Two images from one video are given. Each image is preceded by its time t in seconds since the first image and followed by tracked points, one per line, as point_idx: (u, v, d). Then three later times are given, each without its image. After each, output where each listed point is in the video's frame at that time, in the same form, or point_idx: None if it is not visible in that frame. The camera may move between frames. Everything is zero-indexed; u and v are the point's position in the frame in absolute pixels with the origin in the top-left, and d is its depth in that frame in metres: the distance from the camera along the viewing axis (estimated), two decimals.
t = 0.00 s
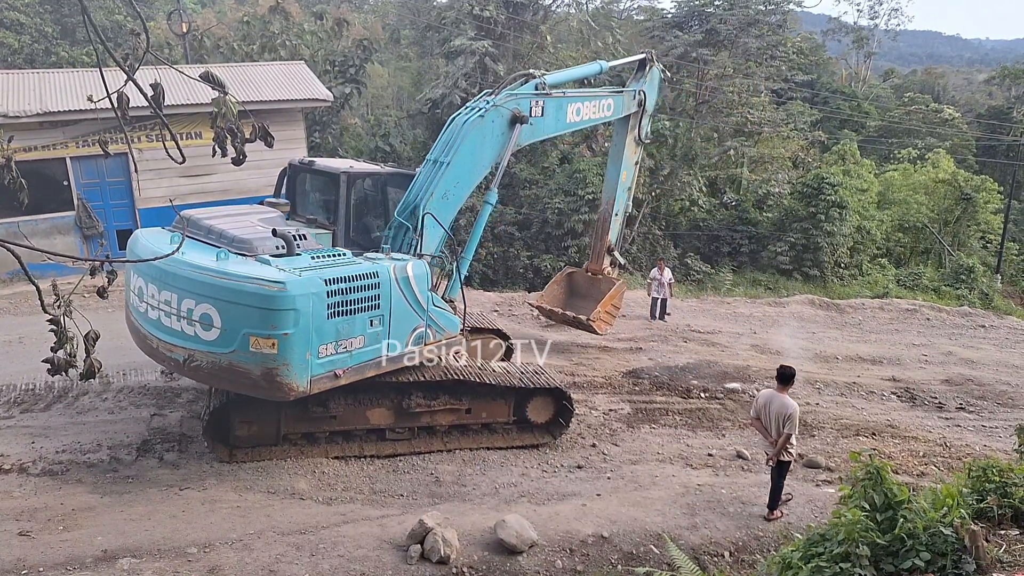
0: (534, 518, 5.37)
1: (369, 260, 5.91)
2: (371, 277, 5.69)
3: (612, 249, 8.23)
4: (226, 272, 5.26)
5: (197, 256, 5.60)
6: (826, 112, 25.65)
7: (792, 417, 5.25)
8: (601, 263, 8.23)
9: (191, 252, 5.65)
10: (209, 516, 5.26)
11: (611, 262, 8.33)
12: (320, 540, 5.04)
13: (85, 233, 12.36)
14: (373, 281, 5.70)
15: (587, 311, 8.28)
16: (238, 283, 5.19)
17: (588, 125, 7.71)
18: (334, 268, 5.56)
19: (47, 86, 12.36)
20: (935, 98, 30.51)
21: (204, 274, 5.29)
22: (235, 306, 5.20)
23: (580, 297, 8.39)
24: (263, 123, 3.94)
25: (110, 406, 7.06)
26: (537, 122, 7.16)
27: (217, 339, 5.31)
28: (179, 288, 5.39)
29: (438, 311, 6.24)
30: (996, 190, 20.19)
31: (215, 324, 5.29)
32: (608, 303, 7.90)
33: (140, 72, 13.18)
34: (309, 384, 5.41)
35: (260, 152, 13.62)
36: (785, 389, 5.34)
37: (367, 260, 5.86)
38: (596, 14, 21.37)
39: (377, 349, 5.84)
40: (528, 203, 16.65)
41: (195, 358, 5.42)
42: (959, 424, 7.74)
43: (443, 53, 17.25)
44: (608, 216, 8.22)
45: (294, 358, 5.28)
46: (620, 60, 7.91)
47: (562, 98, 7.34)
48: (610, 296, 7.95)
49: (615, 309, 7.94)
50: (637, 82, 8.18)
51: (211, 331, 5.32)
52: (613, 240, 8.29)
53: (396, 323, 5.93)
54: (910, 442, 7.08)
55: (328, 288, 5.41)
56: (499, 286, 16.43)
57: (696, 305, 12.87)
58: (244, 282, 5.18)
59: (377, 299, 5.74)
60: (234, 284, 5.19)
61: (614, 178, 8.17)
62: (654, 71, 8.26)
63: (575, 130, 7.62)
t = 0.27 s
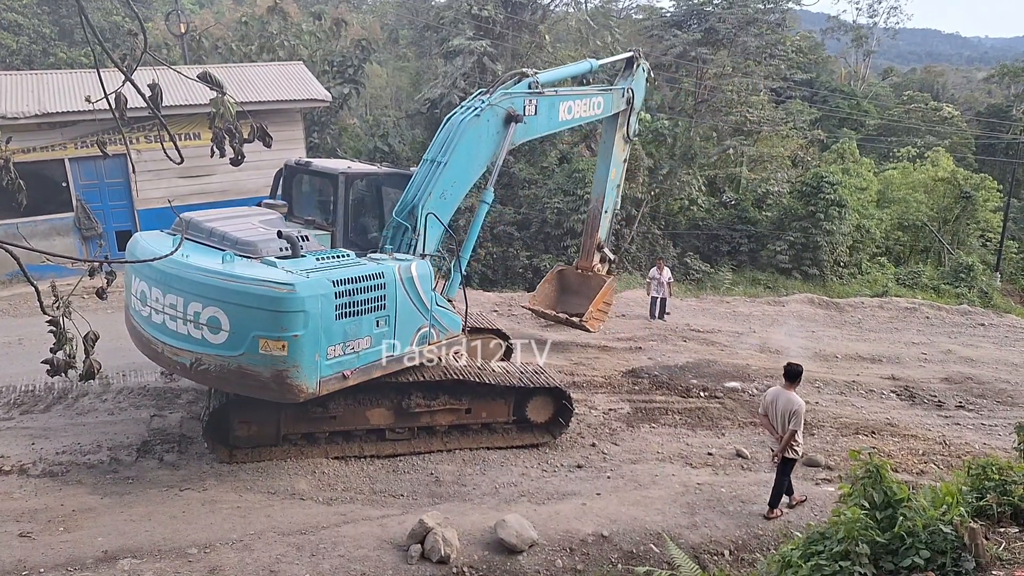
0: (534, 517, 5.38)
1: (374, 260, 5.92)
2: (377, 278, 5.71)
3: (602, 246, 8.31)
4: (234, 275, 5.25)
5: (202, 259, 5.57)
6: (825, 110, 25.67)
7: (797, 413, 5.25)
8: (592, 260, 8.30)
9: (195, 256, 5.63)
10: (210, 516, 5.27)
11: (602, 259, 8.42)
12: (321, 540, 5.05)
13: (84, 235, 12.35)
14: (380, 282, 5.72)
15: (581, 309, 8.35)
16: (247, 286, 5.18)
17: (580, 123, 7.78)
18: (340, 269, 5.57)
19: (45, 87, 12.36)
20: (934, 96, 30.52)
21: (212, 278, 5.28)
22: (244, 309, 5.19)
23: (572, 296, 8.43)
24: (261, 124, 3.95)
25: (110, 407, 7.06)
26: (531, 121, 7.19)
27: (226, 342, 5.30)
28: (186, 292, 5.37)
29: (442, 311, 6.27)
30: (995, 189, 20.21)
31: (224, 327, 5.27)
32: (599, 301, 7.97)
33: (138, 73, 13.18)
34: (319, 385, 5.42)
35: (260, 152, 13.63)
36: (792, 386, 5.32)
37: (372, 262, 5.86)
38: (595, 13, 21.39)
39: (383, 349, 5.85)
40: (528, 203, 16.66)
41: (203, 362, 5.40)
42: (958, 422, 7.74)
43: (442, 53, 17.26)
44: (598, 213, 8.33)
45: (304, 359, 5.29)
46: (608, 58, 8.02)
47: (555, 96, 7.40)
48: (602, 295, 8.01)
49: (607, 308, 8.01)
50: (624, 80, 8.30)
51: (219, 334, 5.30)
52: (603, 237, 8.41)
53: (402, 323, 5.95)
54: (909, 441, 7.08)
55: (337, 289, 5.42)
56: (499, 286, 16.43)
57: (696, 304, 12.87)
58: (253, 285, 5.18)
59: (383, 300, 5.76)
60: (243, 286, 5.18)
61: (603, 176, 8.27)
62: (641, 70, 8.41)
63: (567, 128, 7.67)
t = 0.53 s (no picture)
0: (533, 517, 5.38)
1: (379, 261, 5.92)
2: (384, 278, 5.71)
3: (594, 243, 8.93)
4: (244, 276, 5.22)
5: (208, 261, 5.54)
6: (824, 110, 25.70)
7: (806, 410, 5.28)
8: (584, 259, 8.99)
9: (200, 258, 5.60)
10: (210, 516, 5.27)
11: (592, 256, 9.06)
12: (321, 539, 5.05)
13: (83, 235, 12.34)
14: (387, 282, 5.72)
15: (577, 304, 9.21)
16: (258, 287, 5.16)
17: (573, 122, 7.98)
18: (348, 269, 5.57)
19: (44, 86, 12.36)
20: (933, 95, 30.56)
21: (221, 279, 5.25)
22: (255, 311, 5.17)
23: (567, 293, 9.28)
24: (260, 122, 3.94)
25: (110, 407, 7.06)
26: (525, 120, 7.28)
27: (236, 344, 5.27)
28: (194, 294, 5.34)
29: (445, 310, 6.30)
30: (994, 188, 20.21)
31: (234, 329, 5.25)
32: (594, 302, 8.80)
33: (137, 72, 13.19)
34: (330, 386, 5.40)
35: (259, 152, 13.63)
36: (802, 382, 5.36)
37: (379, 262, 5.86)
38: (595, 12, 21.41)
39: (390, 349, 5.85)
40: (527, 202, 16.66)
41: (213, 365, 5.36)
42: (958, 421, 7.75)
43: (441, 52, 17.27)
44: (590, 211, 8.82)
45: (316, 361, 5.27)
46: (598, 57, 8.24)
47: (548, 95, 7.50)
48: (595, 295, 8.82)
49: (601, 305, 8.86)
50: (613, 80, 8.60)
51: (229, 337, 5.27)
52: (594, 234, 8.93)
53: (408, 323, 5.96)
54: (909, 440, 7.08)
55: (346, 290, 5.41)
56: (498, 285, 16.43)
57: (695, 304, 12.86)
58: (264, 286, 5.16)
59: (391, 300, 5.77)
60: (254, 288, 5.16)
61: (594, 174, 8.71)
62: (629, 69, 8.70)
63: (560, 126, 7.83)
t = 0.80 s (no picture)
0: (533, 516, 5.38)
1: (383, 260, 5.94)
2: (390, 278, 5.73)
3: (586, 242, 8.97)
4: (251, 277, 5.20)
5: (214, 261, 5.50)
6: (824, 110, 25.70)
7: (814, 408, 5.27)
8: (576, 257, 9.06)
9: (204, 258, 5.56)
10: (209, 515, 5.27)
11: (585, 253, 9.14)
12: (320, 538, 5.06)
13: (83, 233, 12.34)
14: (392, 282, 5.74)
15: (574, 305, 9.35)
16: (266, 288, 5.15)
17: (567, 121, 8.00)
18: (354, 269, 5.57)
19: (44, 85, 12.36)
20: (933, 95, 30.56)
21: (228, 280, 5.21)
22: (263, 311, 5.15)
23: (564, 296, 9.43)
24: (260, 122, 3.94)
25: (110, 406, 7.07)
26: (521, 119, 7.30)
27: (243, 345, 5.25)
28: (200, 295, 5.30)
29: (447, 309, 6.34)
30: (994, 188, 20.21)
31: (242, 330, 5.22)
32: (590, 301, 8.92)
33: (137, 71, 13.20)
34: (337, 386, 5.41)
35: (260, 151, 13.63)
36: (808, 379, 5.38)
37: (383, 262, 5.87)
38: (595, 12, 21.40)
39: (395, 349, 5.87)
40: (527, 202, 16.67)
41: (219, 366, 5.33)
42: (957, 421, 7.75)
43: (441, 51, 17.27)
44: (581, 209, 8.86)
45: (324, 361, 5.27)
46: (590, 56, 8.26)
47: (543, 94, 7.52)
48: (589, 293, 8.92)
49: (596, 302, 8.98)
50: (605, 78, 8.61)
51: (236, 338, 5.25)
52: (586, 232, 8.98)
53: (411, 323, 5.99)
54: (908, 440, 7.08)
55: (353, 290, 5.42)
56: (498, 285, 16.44)
57: (694, 304, 12.86)
58: (272, 287, 5.14)
59: (396, 299, 5.79)
60: (262, 289, 5.14)
61: (586, 173, 8.73)
62: (621, 67, 8.71)
63: (554, 125, 7.85)
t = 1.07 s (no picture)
0: (533, 516, 5.38)
1: (387, 260, 5.94)
2: (394, 278, 5.73)
3: (582, 240, 8.93)
4: (257, 277, 5.18)
5: (218, 261, 5.46)
6: (824, 110, 25.71)
7: (829, 408, 5.31)
8: (572, 255, 9.02)
9: (208, 258, 5.52)
10: (209, 514, 5.27)
11: (581, 251, 9.07)
12: (320, 538, 5.06)
13: (82, 233, 12.34)
14: (397, 282, 5.75)
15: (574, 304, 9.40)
16: (273, 289, 5.13)
17: (563, 119, 8.00)
18: (359, 269, 5.57)
19: (44, 85, 12.35)
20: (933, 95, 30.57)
21: (233, 281, 5.19)
22: (270, 312, 5.14)
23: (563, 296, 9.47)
24: (260, 121, 3.94)
25: (109, 405, 7.06)
26: (518, 118, 7.30)
27: (250, 346, 5.23)
28: (205, 296, 5.27)
29: (449, 308, 6.36)
30: (994, 188, 20.21)
31: (248, 331, 5.20)
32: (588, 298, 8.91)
33: (137, 71, 13.20)
34: (343, 386, 5.41)
35: (259, 150, 13.63)
36: (815, 379, 5.39)
37: (386, 262, 5.87)
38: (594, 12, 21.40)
39: (399, 349, 5.88)
40: (526, 201, 16.67)
41: (225, 367, 5.31)
42: (957, 421, 7.75)
43: (441, 51, 17.27)
44: (577, 207, 8.82)
45: (330, 361, 5.27)
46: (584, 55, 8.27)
47: (539, 93, 7.53)
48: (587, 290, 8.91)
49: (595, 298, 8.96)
50: (599, 77, 8.64)
51: (243, 339, 5.23)
52: (582, 231, 8.94)
53: (415, 322, 6.00)
54: (908, 440, 7.08)
55: (359, 290, 5.41)
56: (498, 284, 16.44)
57: (694, 303, 12.86)
58: (278, 287, 5.13)
59: (400, 299, 5.79)
60: (268, 289, 5.13)
61: (581, 171, 8.70)
62: (614, 66, 8.73)
63: (550, 124, 7.86)
